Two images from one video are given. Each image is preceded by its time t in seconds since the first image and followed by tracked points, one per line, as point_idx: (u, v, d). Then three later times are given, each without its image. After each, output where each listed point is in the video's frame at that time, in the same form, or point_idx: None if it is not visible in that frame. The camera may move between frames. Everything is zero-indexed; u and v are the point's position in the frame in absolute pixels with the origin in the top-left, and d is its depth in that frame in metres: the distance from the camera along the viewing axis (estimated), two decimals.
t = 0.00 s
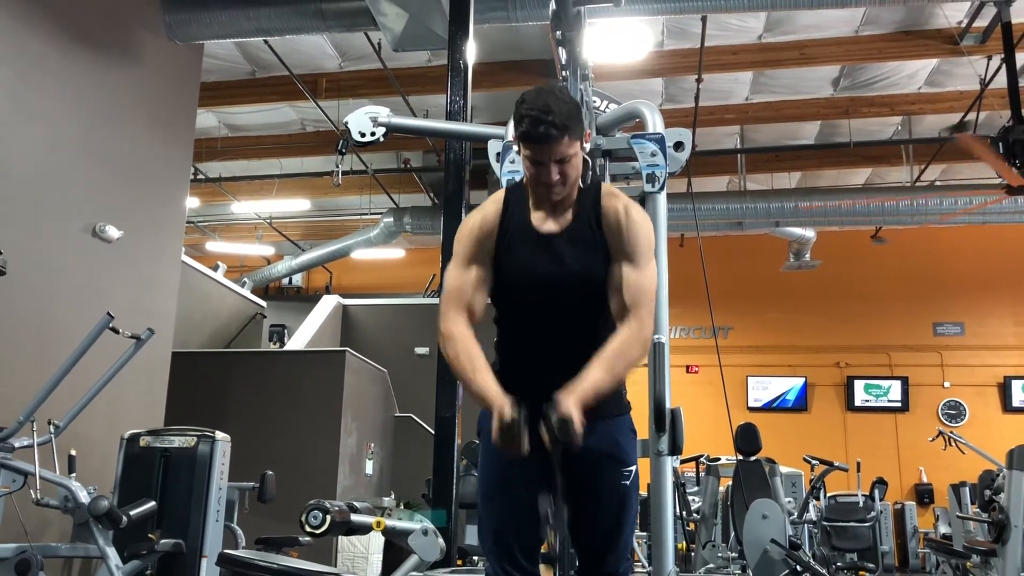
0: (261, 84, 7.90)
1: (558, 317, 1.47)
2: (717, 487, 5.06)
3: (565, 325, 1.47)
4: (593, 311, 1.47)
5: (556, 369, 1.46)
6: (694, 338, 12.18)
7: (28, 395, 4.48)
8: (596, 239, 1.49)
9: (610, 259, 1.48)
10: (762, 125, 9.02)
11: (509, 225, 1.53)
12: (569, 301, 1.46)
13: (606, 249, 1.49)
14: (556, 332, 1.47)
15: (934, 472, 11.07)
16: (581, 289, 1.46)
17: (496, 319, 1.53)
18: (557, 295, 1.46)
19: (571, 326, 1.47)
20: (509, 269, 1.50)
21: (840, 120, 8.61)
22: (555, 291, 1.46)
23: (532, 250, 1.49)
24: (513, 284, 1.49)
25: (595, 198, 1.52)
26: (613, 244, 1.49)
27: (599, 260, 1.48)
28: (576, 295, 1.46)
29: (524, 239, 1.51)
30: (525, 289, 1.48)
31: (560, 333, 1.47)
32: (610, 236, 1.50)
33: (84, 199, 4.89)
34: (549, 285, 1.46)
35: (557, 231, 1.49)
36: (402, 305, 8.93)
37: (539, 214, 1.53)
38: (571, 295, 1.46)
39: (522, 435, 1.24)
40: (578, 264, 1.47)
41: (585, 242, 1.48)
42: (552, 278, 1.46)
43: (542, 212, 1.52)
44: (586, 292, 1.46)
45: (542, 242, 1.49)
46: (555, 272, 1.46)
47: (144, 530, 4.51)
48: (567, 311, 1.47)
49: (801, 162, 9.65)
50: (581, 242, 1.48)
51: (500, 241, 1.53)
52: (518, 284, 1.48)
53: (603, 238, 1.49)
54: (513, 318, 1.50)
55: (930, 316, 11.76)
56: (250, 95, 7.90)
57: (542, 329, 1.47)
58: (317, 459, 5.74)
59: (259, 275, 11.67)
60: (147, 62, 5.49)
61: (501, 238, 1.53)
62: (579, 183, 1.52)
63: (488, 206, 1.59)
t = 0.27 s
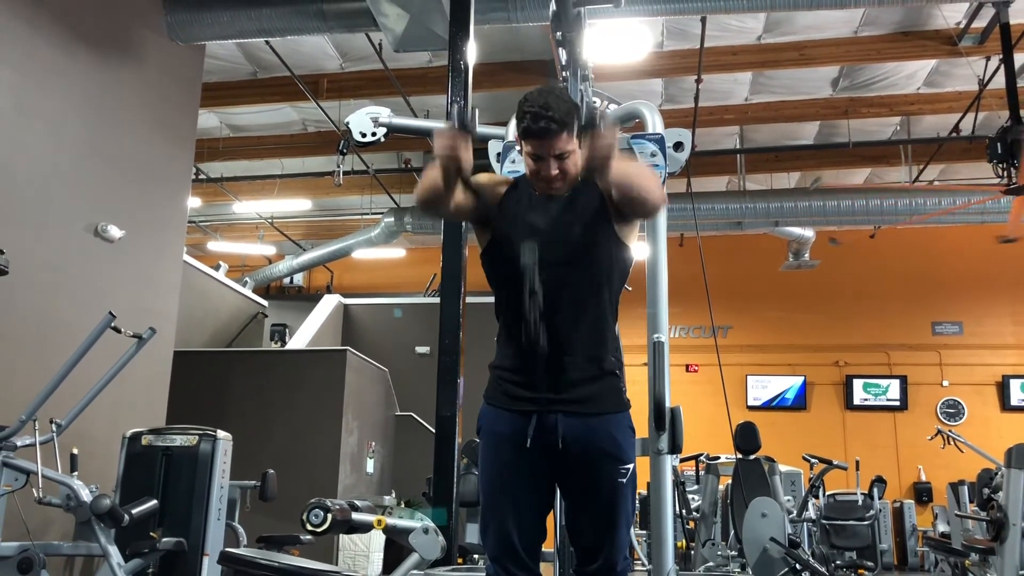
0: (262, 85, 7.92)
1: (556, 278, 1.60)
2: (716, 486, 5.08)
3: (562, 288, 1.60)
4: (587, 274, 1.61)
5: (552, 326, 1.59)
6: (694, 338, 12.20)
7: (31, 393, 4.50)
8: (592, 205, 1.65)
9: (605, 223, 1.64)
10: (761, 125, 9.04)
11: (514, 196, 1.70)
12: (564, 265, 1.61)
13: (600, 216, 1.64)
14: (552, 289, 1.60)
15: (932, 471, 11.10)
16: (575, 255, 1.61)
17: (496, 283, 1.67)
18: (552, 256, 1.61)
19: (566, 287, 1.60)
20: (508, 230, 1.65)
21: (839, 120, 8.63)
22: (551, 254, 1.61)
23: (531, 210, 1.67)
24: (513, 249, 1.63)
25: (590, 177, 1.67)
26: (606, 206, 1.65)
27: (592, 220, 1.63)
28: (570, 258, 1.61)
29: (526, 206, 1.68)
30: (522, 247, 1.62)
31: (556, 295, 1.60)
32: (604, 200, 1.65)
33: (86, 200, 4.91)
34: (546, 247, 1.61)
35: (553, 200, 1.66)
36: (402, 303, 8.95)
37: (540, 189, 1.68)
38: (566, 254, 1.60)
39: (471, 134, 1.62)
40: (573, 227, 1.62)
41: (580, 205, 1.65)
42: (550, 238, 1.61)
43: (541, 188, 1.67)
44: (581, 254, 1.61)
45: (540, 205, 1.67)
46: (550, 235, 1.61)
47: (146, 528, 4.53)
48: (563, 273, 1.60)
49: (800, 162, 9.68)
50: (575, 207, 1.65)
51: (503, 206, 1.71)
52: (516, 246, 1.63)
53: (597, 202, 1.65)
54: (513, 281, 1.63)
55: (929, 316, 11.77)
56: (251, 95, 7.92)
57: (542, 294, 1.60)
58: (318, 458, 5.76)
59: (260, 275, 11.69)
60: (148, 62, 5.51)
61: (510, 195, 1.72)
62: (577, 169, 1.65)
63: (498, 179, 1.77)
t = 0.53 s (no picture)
0: (263, 85, 7.92)
1: (556, 268, 1.62)
2: (716, 485, 5.09)
3: (561, 278, 1.62)
4: (585, 265, 1.63)
5: (552, 316, 1.61)
6: (694, 337, 12.21)
7: (32, 393, 4.50)
8: (589, 195, 1.68)
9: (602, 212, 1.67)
10: (761, 125, 9.05)
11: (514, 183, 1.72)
12: (563, 255, 1.62)
13: (598, 206, 1.67)
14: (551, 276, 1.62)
15: (932, 470, 11.12)
16: (574, 245, 1.63)
17: (497, 272, 1.70)
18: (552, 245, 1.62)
19: (565, 276, 1.62)
20: (508, 217, 1.67)
21: (838, 120, 8.64)
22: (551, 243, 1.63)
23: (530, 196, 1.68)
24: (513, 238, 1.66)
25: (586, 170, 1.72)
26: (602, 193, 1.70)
27: (589, 206, 1.66)
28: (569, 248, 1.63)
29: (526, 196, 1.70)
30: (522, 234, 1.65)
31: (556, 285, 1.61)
32: (599, 187, 1.69)
33: (86, 200, 4.91)
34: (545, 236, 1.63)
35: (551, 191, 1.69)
36: (402, 303, 8.96)
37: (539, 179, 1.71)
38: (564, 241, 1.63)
39: None
40: (572, 218, 1.65)
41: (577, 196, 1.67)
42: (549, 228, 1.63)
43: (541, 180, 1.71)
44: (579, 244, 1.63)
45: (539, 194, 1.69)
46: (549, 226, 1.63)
47: (147, 529, 4.53)
48: (562, 264, 1.62)
49: (800, 162, 9.69)
50: (573, 198, 1.67)
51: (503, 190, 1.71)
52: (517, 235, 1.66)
53: (593, 188, 1.69)
54: (512, 268, 1.66)
55: (929, 315, 11.78)
56: (252, 95, 7.92)
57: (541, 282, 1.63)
58: (319, 457, 5.77)
59: (261, 275, 11.69)
60: (149, 62, 5.52)
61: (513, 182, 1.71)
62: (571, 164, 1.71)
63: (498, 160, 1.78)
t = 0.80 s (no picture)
0: (263, 85, 7.92)
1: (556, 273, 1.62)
2: (716, 485, 5.09)
3: (560, 284, 1.62)
4: (585, 270, 1.63)
5: (552, 320, 1.61)
6: (694, 338, 12.21)
7: (32, 393, 4.50)
8: (589, 199, 1.68)
9: (602, 217, 1.68)
10: (761, 125, 9.05)
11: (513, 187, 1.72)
12: (563, 259, 1.63)
13: (598, 211, 1.67)
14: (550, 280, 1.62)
15: (932, 470, 11.12)
16: (573, 250, 1.63)
17: (497, 278, 1.71)
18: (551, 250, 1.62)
19: (566, 280, 1.62)
20: (508, 222, 1.67)
21: (838, 120, 8.64)
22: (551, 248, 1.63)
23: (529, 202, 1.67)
24: (513, 243, 1.66)
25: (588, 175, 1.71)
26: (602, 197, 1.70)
27: (588, 211, 1.66)
28: (568, 253, 1.63)
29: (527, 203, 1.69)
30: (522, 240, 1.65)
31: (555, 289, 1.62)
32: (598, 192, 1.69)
33: (86, 199, 4.91)
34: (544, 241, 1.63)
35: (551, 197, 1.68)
36: (402, 303, 8.96)
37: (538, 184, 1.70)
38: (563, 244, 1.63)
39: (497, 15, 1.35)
40: (572, 222, 1.65)
41: (576, 201, 1.67)
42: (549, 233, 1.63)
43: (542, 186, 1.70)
44: (579, 250, 1.64)
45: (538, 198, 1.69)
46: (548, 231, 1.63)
47: (147, 528, 4.53)
48: (562, 268, 1.62)
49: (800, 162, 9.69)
50: (574, 204, 1.67)
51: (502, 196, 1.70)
52: (518, 241, 1.66)
53: (593, 193, 1.68)
54: (513, 272, 1.66)
55: (929, 316, 11.78)
56: (252, 95, 7.93)
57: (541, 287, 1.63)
58: (318, 457, 5.77)
59: (261, 275, 11.69)
60: (149, 62, 5.52)
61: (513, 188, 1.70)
62: (573, 169, 1.70)
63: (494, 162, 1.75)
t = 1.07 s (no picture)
0: (263, 84, 7.92)
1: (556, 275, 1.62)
2: (716, 486, 5.08)
3: (560, 285, 1.62)
4: (586, 272, 1.63)
5: (552, 321, 1.60)
6: (695, 338, 12.20)
7: (32, 393, 4.50)
8: (589, 201, 1.67)
9: (603, 218, 1.67)
10: (761, 125, 9.04)
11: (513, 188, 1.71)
12: (563, 260, 1.62)
13: (599, 212, 1.67)
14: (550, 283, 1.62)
15: (932, 471, 11.11)
16: (574, 253, 1.63)
17: (497, 280, 1.70)
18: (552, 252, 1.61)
19: (566, 282, 1.62)
20: (507, 223, 1.66)
21: (838, 120, 8.63)
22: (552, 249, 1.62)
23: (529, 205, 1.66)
24: (513, 244, 1.65)
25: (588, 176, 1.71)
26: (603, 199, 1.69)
27: (588, 213, 1.65)
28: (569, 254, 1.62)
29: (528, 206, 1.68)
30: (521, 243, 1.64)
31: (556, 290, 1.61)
32: (599, 194, 1.68)
33: (86, 200, 4.91)
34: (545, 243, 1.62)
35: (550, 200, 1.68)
36: (402, 303, 8.95)
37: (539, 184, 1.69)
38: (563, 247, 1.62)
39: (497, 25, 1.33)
40: (573, 224, 1.64)
41: (576, 203, 1.66)
42: (549, 236, 1.63)
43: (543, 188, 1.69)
44: (580, 251, 1.63)
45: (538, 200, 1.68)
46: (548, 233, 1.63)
47: (146, 529, 4.53)
48: (562, 270, 1.62)
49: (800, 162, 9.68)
50: (575, 206, 1.66)
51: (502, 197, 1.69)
52: (518, 242, 1.65)
53: (593, 194, 1.68)
54: (513, 274, 1.66)
55: (930, 316, 11.77)
56: (251, 95, 7.92)
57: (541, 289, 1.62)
58: (318, 458, 5.76)
59: (260, 275, 11.68)
60: (149, 62, 5.51)
61: (513, 188, 1.69)
62: (572, 170, 1.69)
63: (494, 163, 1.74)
